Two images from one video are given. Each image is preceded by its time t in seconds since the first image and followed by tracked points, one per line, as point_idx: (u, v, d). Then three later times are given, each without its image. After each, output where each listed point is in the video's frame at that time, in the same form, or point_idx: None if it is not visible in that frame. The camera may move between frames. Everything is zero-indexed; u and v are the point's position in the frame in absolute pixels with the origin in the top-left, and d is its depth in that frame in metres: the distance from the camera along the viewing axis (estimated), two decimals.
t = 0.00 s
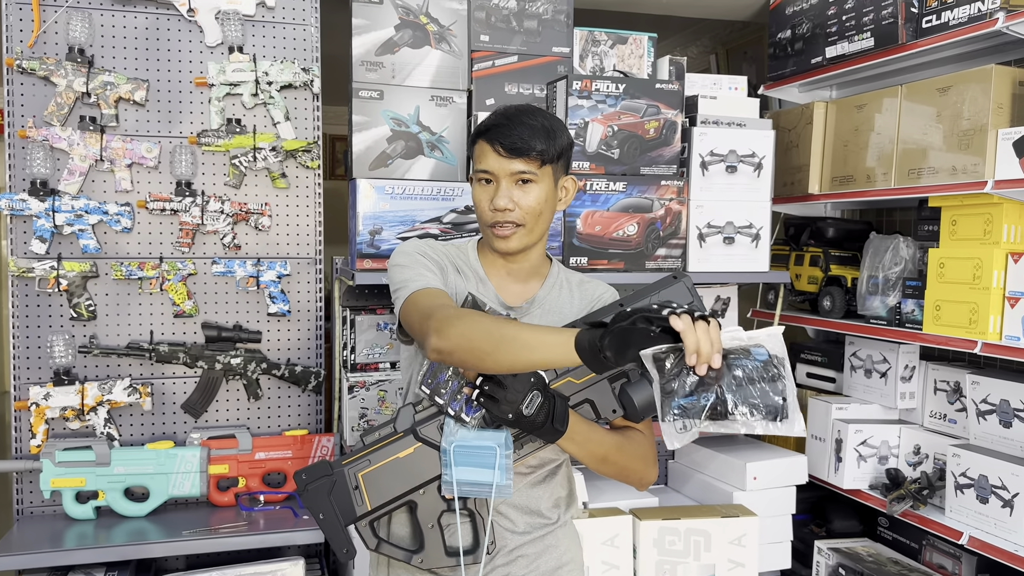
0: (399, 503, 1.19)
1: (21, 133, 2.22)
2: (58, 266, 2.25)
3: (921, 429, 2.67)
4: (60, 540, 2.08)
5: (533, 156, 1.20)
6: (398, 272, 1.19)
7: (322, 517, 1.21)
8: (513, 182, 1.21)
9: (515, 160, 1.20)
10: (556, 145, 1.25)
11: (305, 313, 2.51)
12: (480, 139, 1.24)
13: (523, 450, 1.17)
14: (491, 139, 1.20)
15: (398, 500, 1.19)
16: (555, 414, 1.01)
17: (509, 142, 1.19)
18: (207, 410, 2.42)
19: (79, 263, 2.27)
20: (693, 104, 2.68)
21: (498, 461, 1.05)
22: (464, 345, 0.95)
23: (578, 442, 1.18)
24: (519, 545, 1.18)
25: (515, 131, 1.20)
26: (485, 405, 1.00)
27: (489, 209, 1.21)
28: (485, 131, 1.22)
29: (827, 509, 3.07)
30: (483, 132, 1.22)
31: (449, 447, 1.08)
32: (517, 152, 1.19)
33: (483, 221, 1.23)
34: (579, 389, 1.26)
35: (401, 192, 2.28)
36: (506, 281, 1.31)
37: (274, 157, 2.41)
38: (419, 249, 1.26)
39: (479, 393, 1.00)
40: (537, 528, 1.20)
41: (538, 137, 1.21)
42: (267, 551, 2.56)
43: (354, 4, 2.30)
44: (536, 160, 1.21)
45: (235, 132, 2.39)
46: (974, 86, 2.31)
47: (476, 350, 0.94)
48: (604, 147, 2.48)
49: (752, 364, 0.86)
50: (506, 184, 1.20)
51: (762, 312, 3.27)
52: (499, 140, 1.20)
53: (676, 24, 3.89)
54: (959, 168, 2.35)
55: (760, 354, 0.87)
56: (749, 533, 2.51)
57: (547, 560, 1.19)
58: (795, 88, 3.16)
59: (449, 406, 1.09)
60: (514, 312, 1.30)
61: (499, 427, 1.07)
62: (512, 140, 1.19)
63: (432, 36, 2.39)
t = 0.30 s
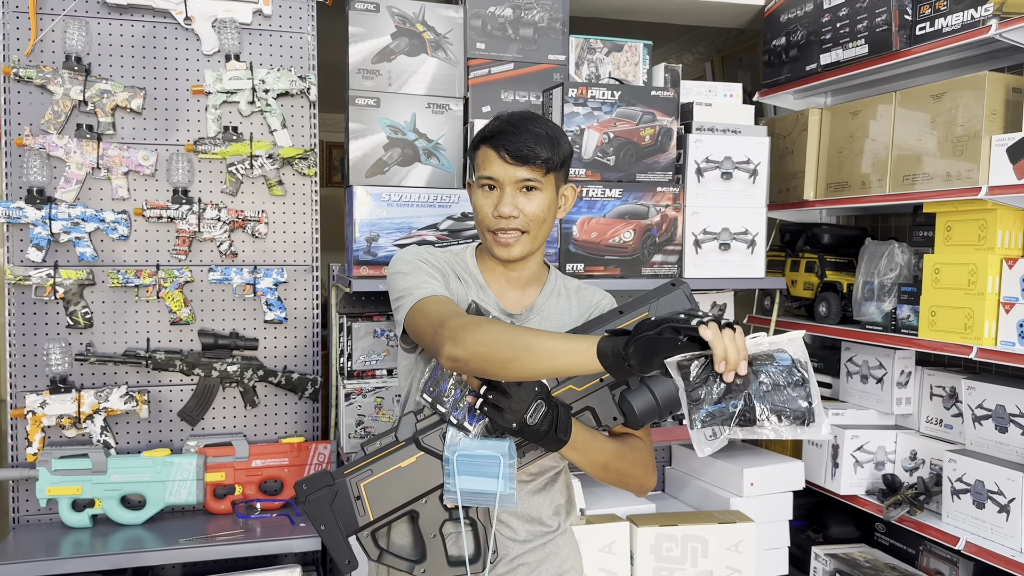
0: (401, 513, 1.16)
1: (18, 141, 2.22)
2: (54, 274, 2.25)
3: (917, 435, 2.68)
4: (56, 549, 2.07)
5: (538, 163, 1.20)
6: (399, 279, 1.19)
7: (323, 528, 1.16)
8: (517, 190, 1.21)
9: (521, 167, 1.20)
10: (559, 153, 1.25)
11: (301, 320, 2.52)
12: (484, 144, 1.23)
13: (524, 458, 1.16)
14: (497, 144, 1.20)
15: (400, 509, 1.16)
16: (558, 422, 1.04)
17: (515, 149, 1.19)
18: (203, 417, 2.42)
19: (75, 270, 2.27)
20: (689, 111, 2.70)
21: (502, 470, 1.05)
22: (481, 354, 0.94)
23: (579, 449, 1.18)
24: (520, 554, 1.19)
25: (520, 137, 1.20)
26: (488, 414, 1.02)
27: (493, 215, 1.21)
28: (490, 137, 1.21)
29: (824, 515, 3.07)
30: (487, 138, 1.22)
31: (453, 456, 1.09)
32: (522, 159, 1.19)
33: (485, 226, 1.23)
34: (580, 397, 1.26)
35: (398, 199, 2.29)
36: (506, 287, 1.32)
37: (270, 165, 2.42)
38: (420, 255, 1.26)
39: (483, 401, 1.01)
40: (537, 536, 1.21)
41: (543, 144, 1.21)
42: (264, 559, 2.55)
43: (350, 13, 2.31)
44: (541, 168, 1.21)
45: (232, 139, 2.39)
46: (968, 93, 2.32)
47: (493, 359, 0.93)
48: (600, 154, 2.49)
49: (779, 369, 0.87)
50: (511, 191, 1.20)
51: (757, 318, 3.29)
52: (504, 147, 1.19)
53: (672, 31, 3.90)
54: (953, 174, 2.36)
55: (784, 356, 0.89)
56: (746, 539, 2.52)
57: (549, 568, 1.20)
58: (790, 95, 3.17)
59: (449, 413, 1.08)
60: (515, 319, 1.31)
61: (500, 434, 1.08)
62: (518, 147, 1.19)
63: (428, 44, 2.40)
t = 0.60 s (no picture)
0: (407, 518, 1.16)
1: (17, 148, 2.23)
2: (53, 280, 2.26)
3: (914, 438, 2.69)
4: (56, 555, 2.07)
5: (550, 171, 1.21)
6: (396, 302, 1.19)
7: (330, 533, 1.17)
8: (529, 196, 1.21)
9: (533, 174, 1.21)
10: (570, 161, 1.26)
11: (300, 326, 2.52)
12: (496, 150, 1.24)
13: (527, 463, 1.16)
14: (510, 150, 1.21)
15: (407, 514, 1.16)
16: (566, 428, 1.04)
17: (529, 156, 1.20)
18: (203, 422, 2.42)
19: (75, 276, 2.28)
20: (685, 117, 2.71)
21: (509, 471, 1.04)
22: (452, 392, 0.95)
23: (584, 454, 1.19)
24: (524, 560, 1.20)
25: (533, 144, 1.21)
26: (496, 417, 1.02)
27: (503, 221, 1.22)
28: (503, 142, 1.22)
29: (822, 518, 3.08)
30: (500, 144, 1.23)
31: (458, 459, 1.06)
32: (534, 165, 1.20)
33: (494, 231, 1.23)
34: (585, 403, 1.27)
35: (396, 205, 2.29)
36: (509, 292, 1.32)
37: (269, 171, 2.43)
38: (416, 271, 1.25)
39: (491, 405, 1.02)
40: (541, 542, 1.21)
41: (555, 152, 1.23)
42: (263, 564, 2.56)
43: (349, 19, 2.32)
44: (552, 176, 1.22)
45: (231, 145, 2.40)
46: (963, 98, 2.33)
47: (464, 396, 0.94)
48: (598, 159, 2.51)
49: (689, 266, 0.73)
50: (523, 197, 1.21)
51: (755, 322, 3.30)
52: (518, 153, 1.20)
53: (669, 36, 3.92)
54: (949, 179, 2.38)
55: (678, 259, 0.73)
56: (745, 543, 2.52)
57: (552, 572, 1.20)
58: (787, 101, 3.18)
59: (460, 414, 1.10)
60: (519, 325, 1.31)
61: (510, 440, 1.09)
62: (532, 154, 1.20)
63: (426, 51, 2.41)
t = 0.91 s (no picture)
0: (408, 521, 1.16)
1: (16, 151, 2.24)
2: (53, 283, 2.26)
3: (913, 439, 2.69)
4: (55, 557, 2.07)
5: (557, 175, 1.22)
6: (392, 322, 1.24)
7: (331, 536, 1.17)
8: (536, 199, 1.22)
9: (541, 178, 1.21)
10: (575, 167, 1.27)
11: (299, 328, 2.53)
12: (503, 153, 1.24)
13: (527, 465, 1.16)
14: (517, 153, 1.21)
15: (407, 517, 1.16)
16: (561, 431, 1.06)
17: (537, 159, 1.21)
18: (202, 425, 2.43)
19: (74, 279, 2.28)
20: (684, 119, 2.72)
21: (508, 473, 1.04)
22: (428, 404, 1.05)
23: (585, 457, 1.19)
24: (525, 561, 1.20)
25: (540, 147, 1.23)
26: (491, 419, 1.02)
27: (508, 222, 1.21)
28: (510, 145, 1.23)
29: (821, 520, 3.08)
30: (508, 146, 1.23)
31: (457, 460, 1.06)
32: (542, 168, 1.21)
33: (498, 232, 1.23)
34: (585, 405, 1.27)
35: (395, 207, 2.30)
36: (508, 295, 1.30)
37: (268, 173, 2.43)
38: (412, 283, 1.27)
39: (487, 407, 1.01)
40: (542, 544, 1.22)
41: (562, 156, 1.24)
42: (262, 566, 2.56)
43: (347, 22, 2.32)
44: (559, 180, 1.23)
45: (230, 148, 2.40)
46: (961, 100, 2.34)
47: (437, 403, 1.04)
48: (596, 161, 2.51)
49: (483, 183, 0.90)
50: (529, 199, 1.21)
51: (753, 324, 3.30)
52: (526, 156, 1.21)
53: (668, 38, 3.93)
54: (947, 180, 2.38)
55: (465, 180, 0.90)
56: (744, 544, 2.52)
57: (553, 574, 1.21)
58: (784, 103, 3.19)
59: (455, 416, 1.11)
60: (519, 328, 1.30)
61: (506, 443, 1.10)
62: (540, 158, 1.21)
63: (425, 53, 2.42)
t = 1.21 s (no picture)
0: (408, 516, 1.16)
1: (18, 151, 2.24)
2: (54, 282, 2.26)
3: (913, 438, 2.69)
4: (57, 556, 2.08)
5: (557, 175, 1.22)
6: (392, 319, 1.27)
7: (330, 531, 1.14)
8: (535, 199, 1.22)
9: (541, 178, 1.21)
10: (575, 167, 1.27)
11: (300, 328, 2.53)
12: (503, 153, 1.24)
13: (528, 463, 1.17)
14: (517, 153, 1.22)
15: (407, 512, 1.15)
16: (559, 426, 1.06)
17: (537, 159, 1.21)
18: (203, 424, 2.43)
19: (76, 279, 2.28)
20: (684, 118, 2.72)
21: (504, 468, 1.05)
22: (408, 399, 1.15)
23: (585, 453, 1.19)
24: (525, 558, 1.21)
25: (540, 146, 1.23)
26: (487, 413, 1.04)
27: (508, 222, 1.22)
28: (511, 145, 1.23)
29: (822, 519, 3.08)
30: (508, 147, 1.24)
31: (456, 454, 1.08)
32: (541, 168, 1.21)
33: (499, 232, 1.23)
34: (585, 402, 1.26)
35: (395, 207, 2.31)
36: (508, 293, 1.32)
37: (269, 173, 2.44)
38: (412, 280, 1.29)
39: (483, 402, 1.03)
40: (543, 541, 1.22)
41: (562, 155, 1.24)
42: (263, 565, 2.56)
43: (348, 22, 2.32)
44: (560, 179, 1.23)
45: (231, 148, 2.41)
46: (961, 99, 2.34)
47: (416, 398, 1.14)
48: (597, 161, 2.51)
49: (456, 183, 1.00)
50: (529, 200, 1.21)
51: (754, 323, 3.30)
52: (526, 157, 1.21)
53: (668, 37, 3.93)
54: (947, 179, 2.38)
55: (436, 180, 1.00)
56: (744, 543, 2.53)
57: (553, 572, 1.22)
58: (785, 102, 3.19)
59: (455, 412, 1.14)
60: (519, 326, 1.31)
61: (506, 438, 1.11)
62: (540, 158, 1.21)
63: (425, 53, 2.42)
